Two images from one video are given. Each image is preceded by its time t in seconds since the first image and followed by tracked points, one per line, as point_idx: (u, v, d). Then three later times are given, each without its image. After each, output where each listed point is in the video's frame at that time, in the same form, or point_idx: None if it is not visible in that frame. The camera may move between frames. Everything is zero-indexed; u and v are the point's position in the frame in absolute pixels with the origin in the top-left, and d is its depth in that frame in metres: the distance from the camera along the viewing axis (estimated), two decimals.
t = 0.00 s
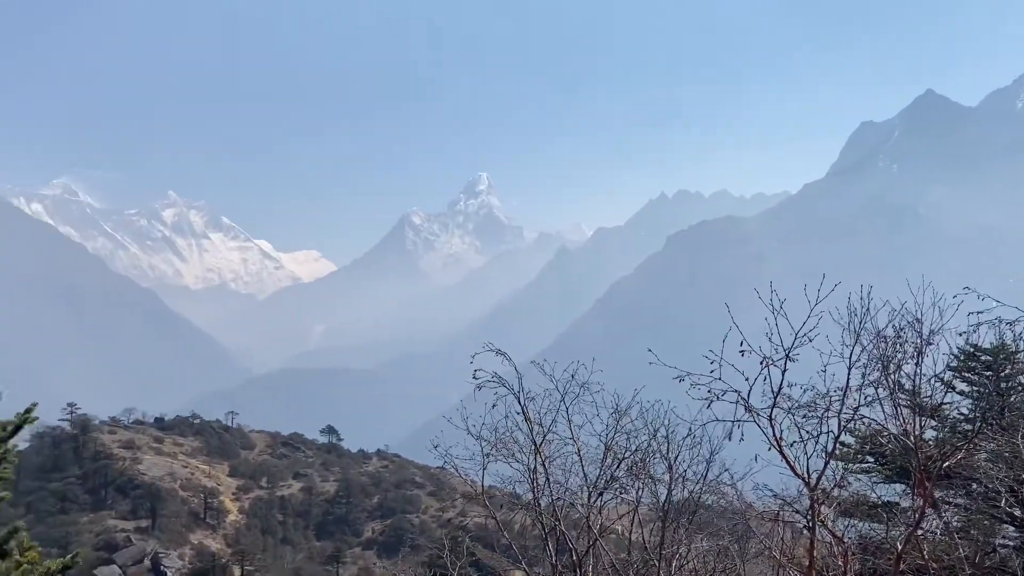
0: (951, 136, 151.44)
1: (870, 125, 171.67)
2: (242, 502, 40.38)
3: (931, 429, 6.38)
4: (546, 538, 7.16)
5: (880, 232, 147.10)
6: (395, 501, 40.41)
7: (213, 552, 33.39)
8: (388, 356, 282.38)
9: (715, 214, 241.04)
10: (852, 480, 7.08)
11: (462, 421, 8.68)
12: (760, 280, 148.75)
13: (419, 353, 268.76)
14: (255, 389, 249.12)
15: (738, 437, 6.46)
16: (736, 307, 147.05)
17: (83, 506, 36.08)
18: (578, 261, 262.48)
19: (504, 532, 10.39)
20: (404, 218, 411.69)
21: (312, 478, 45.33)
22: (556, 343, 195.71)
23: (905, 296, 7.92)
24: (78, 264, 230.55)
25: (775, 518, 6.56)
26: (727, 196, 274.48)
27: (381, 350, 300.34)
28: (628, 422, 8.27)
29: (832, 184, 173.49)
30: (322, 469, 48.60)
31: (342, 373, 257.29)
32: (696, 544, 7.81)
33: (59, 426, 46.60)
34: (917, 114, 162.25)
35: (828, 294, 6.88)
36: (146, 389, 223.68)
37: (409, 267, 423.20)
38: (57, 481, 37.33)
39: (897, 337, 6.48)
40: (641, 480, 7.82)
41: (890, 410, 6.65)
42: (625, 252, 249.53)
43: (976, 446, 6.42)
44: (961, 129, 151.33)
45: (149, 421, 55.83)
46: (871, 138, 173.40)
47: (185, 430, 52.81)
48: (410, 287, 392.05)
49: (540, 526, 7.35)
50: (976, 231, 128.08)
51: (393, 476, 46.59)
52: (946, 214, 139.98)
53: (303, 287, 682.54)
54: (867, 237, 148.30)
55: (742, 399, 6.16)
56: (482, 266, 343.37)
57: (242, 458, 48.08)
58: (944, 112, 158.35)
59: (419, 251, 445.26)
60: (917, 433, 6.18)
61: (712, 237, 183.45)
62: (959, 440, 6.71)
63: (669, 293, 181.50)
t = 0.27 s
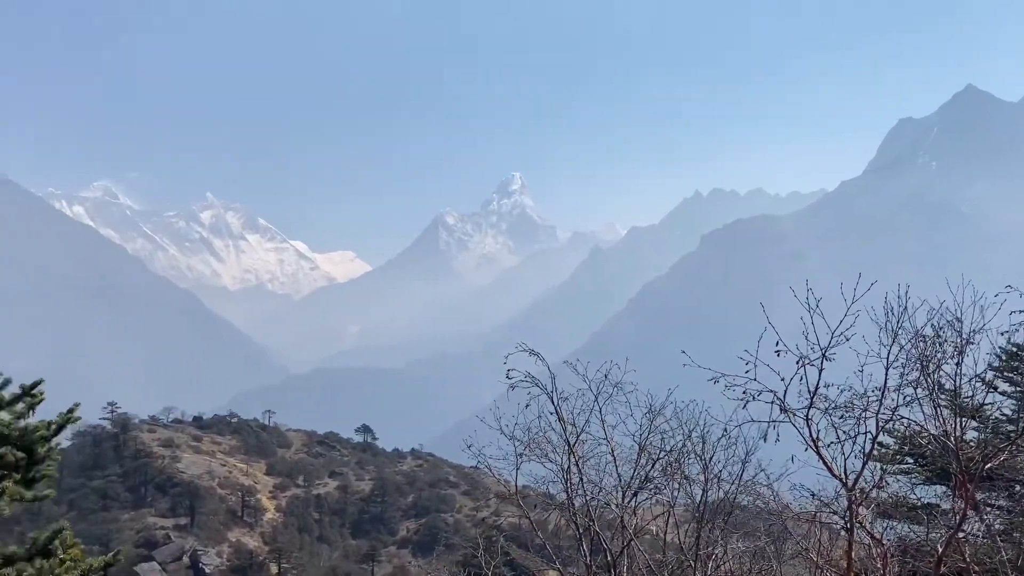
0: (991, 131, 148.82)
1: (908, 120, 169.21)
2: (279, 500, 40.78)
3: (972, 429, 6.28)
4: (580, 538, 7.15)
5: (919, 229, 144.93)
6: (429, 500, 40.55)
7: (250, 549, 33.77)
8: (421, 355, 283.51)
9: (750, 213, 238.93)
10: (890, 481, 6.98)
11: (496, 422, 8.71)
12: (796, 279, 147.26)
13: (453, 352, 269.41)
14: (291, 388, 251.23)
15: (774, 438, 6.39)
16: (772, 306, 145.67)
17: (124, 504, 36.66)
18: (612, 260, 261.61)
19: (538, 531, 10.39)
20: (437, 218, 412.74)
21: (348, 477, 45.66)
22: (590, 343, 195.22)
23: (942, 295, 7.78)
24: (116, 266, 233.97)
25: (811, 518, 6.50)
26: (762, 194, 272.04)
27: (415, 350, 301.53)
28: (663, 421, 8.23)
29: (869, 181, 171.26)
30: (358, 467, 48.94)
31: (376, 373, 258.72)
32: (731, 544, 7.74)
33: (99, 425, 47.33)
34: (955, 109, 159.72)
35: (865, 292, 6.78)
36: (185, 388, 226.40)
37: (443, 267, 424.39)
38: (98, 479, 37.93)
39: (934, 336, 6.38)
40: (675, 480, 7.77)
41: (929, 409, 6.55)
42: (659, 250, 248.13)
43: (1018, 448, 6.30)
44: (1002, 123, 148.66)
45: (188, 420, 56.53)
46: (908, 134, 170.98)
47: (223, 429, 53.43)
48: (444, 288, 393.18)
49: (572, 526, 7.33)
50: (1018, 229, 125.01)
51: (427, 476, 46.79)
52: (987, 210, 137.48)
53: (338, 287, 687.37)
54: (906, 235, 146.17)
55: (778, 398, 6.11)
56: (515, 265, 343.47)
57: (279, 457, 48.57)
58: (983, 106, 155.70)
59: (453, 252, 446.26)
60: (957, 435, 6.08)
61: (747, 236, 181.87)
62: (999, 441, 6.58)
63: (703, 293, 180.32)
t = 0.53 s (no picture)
0: None
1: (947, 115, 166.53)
2: (315, 498, 41.13)
3: (1013, 429, 6.14)
4: (614, 539, 7.09)
5: (959, 226, 142.47)
6: (464, 500, 40.67)
7: (287, 547, 34.07)
8: (455, 355, 284.14)
9: (785, 210, 236.52)
10: (928, 479, 6.88)
11: (528, 421, 8.72)
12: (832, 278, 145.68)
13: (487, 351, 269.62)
14: (326, 388, 253.07)
15: (812, 439, 6.30)
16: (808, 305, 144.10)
17: (163, 502, 37.19)
18: (646, 259, 260.39)
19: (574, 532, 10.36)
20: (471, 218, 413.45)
21: (382, 476, 45.92)
22: (625, 342, 194.47)
23: (983, 293, 7.61)
24: (154, 268, 237.55)
25: (849, 519, 6.38)
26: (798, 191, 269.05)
27: (449, 349, 302.26)
28: (698, 421, 8.17)
29: (907, 178, 168.81)
30: (392, 466, 49.20)
31: (410, 372, 259.73)
32: (769, 544, 7.66)
33: (139, 424, 48.02)
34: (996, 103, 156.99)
35: (902, 289, 6.64)
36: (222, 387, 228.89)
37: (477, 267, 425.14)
38: (139, 477, 38.60)
39: (971, 334, 6.26)
40: (711, 480, 7.73)
41: (970, 406, 6.46)
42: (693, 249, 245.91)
43: None
44: None
45: (226, 419, 57.11)
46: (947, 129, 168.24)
47: (260, 428, 53.98)
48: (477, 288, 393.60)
49: (607, 525, 7.31)
50: None
51: (461, 475, 47.00)
52: None
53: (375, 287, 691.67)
54: (945, 231, 143.79)
55: (813, 397, 6.04)
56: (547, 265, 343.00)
57: (315, 456, 49.02)
58: None
59: (486, 252, 446.81)
60: (999, 437, 5.93)
61: (782, 234, 180.09)
62: None
63: (739, 293, 178.78)
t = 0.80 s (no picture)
0: None
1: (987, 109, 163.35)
2: (350, 497, 41.43)
3: None
4: (647, 541, 7.05)
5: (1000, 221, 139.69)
6: (498, 500, 40.63)
7: (322, 545, 34.37)
8: (490, 355, 284.40)
9: (822, 207, 233.42)
10: (971, 483, 6.74)
11: (561, 422, 8.70)
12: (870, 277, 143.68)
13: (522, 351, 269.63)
14: (361, 388, 254.69)
15: (849, 440, 6.19)
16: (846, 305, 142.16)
17: (202, 500, 37.72)
18: (681, 257, 258.45)
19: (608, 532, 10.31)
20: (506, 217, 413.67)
21: (417, 475, 46.16)
22: (659, 343, 193.48)
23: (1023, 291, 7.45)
24: (192, 269, 240.83)
25: (890, 521, 6.27)
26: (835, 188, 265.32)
27: (484, 349, 302.51)
28: (734, 423, 8.10)
29: (946, 174, 165.88)
30: (427, 466, 49.40)
31: (445, 373, 260.58)
32: (806, 544, 7.56)
33: (179, 423, 48.75)
34: None
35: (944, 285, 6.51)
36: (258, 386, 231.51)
37: (511, 266, 425.22)
38: (178, 475, 39.23)
39: (1018, 334, 6.12)
40: (748, 481, 7.62)
41: (1012, 408, 6.32)
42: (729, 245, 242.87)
43: None
44: None
45: (263, 418, 57.76)
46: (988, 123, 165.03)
47: (296, 427, 54.51)
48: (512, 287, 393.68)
49: (640, 525, 7.26)
50: None
51: (495, 475, 47.01)
52: None
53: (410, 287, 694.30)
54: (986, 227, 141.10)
55: (852, 397, 5.92)
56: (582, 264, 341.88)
57: (350, 455, 49.35)
58: None
59: (520, 251, 446.44)
60: None
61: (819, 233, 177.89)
62: None
63: (776, 293, 177.00)
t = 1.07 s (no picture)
0: None
1: None
2: (385, 496, 41.70)
3: None
4: (684, 540, 7.01)
5: None
6: (532, 500, 40.61)
7: (358, 544, 34.61)
8: (524, 355, 284.42)
9: (860, 204, 230.27)
10: (1013, 486, 6.59)
11: (596, 422, 8.68)
12: (908, 275, 141.61)
13: (555, 351, 269.25)
14: (396, 387, 255.97)
15: (888, 441, 6.10)
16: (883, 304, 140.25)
17: (239, 499, 38.13)
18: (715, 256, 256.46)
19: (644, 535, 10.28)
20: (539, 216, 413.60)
21: (451, 475, 46.25)
22: (694, 343, 192.30)
23: None
24: (229, 270, 243.75)
25: (930, 523, 6.18)
26: (874, 185, 261.66)
27: (517, 348, 302.56)
28: (770, 424, 8.02)
29: (987, 170, 162.95)
30: (461, 465, 49.57)
31: (479, 373, 261.08)
32: (845, 545, 7.46)
33: (217, 422, 49.38)
34: None
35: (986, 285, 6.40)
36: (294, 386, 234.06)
37: (544, 266, 424.92)
38: (215, 473, 39.77)
39: None
40: (786, 483, 7.54)
41: None
42: (764, 244, 241.59)
43: None
44: None
45: (299, 416, 58.35)
46: None
47: (332, 426, 54.97)
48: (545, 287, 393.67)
49: (676, 525, 7.22)
50: None
51: (529, 475, 47.00)
52: None
53: (444, 287, 696.42)
54: None
55: (892, 398, 5.82)
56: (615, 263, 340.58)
57: (385, 454, 49.62)
58: None
59: (554, 250, 445.66)
60: None
61: (857, 231, 175.55)
62: None
63: (812, 292, 175.05)
